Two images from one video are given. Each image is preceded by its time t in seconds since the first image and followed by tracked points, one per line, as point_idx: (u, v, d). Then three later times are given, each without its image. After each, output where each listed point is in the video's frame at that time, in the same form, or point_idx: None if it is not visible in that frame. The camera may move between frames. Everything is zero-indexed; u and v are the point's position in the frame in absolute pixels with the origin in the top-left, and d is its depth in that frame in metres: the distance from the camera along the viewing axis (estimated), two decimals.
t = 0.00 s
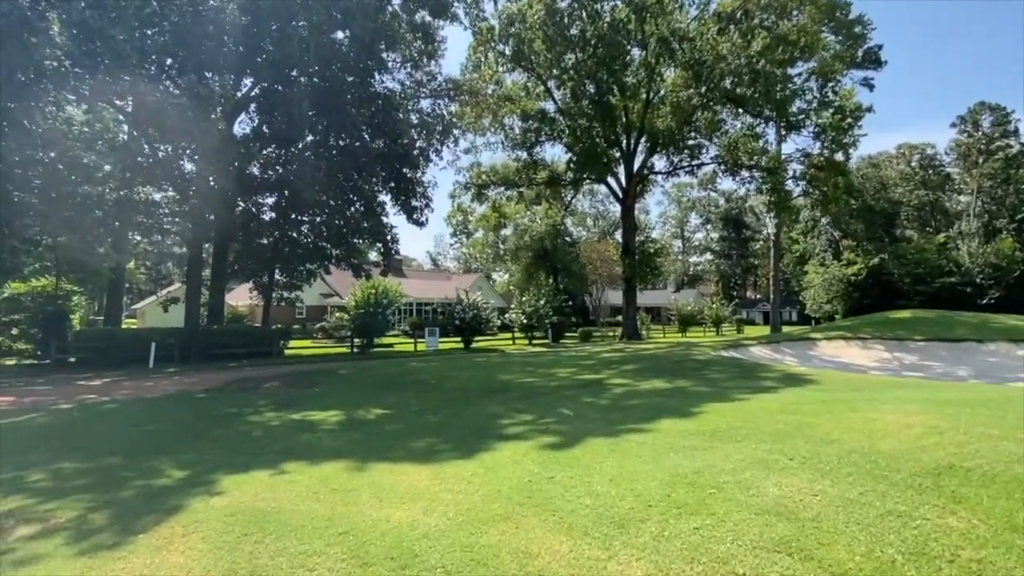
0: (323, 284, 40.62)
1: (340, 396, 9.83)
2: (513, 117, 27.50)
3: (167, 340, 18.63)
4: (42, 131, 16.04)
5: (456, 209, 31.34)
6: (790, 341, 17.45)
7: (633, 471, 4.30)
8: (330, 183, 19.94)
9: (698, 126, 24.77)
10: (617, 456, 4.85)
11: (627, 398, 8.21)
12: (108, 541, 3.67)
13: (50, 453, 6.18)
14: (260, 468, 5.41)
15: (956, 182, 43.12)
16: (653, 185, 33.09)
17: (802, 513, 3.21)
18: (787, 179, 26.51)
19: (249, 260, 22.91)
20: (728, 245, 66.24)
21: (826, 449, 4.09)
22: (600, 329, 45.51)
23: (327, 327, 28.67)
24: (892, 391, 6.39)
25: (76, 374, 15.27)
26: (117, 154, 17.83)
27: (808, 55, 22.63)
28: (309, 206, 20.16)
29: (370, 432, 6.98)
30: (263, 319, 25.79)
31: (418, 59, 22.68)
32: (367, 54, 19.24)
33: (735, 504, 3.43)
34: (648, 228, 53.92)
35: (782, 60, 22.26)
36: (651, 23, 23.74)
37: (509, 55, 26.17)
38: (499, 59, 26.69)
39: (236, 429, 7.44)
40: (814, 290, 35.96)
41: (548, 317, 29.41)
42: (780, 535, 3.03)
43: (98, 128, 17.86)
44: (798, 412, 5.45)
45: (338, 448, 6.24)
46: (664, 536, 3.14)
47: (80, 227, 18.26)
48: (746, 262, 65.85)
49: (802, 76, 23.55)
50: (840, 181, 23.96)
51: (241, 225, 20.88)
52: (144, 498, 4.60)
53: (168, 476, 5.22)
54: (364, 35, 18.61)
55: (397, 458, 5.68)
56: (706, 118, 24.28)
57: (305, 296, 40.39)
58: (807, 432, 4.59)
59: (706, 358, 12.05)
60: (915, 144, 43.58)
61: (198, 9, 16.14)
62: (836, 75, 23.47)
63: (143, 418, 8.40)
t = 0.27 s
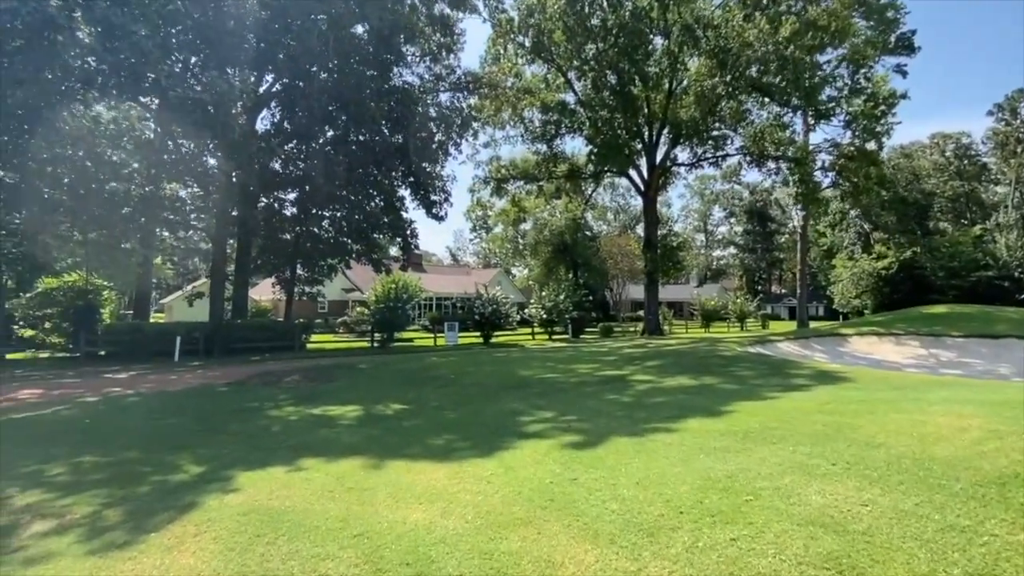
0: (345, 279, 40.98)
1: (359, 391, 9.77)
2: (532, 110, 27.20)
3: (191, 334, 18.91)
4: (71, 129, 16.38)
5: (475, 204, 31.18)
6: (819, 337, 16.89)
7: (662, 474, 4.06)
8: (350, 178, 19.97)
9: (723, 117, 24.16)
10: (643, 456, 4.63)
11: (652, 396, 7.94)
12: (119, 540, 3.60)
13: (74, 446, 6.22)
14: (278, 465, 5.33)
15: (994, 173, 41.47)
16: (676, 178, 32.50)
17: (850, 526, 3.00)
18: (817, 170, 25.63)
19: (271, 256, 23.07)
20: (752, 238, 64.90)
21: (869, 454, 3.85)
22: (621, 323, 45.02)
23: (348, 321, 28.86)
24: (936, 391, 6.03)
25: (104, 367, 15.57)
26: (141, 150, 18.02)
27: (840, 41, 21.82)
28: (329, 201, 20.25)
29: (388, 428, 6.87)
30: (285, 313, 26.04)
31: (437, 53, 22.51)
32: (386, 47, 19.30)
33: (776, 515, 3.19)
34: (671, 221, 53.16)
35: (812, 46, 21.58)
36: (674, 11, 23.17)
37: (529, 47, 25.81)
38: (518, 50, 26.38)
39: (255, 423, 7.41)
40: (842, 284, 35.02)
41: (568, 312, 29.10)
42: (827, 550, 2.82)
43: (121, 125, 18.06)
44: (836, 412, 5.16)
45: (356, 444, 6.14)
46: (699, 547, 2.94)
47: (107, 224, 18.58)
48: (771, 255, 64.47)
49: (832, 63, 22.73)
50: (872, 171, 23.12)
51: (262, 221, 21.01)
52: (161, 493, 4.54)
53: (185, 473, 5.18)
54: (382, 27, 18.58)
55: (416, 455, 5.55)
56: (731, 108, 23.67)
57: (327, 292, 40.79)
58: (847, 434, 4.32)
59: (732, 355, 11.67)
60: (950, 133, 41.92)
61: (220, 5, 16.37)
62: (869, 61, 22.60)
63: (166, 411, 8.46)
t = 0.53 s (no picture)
0: (360, 275, 41.14)
1: (373, 387, 9.61)
2: (548, 104, 26.92)
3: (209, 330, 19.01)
4: (89, 124, 16.47)
5: (490, 199, 30.95)
6: (845, 334, 16.37)
7: (691, 479, 3.79)
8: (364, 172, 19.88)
9: (743, 109, 23.62)
10: (669, 459, 4.35)
11: (674, 394, 7.65)
12: (120, 542, 3.45)
13: (84, 442, 6.13)
14: (288, 463, 5.16)
15: None
16: (694, 171, 31.94)
17: (910, 542, 2.72)
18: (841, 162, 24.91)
19: (287, 251, 23.11)
20: (771, 234, 63.72)
21: (901, 459, 3.68)
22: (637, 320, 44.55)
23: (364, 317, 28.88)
24: (982, 393, 5.67)
25: (123, 361, 15.67)
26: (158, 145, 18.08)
27: (866, 27, 21.12)
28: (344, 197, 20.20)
29: (401, 426, 6.68)
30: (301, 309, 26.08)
31: (451, 47, 22.30)
32: (400, 40, 19.22)
33: (821, 529, 2.92)
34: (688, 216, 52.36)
35: (838, 33, 20.92)
36: None
37: (544, 40, 25.50)
38: (533, 43, 26.07)
39: (267, 419, 7.29)
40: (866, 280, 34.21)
41: (584, 308, 28.78)
42: (886, 569, 2.55)
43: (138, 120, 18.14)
44: (876, 414, 4.84)
45: (368, 442, 5.95)
46: (741, 562, 2.69)
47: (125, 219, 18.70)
48: (791, 251, 63.24)
49: (858, 52, 22.03)
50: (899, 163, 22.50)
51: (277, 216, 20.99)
52: (167, 492, 4.39)
53: (194, 470, 5.03)
54: (396, 18, 18.47)
55: (429, 454, 5.34)
56: (752, 100, 23.09)
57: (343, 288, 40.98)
58: (881, 439, 4.10)
59: (755, 352, 11.29)
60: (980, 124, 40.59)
61: None
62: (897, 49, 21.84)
63: (180, 406, 8.38)
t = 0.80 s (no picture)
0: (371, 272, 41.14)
1: (382, 388, 9.42)
2: (560, 99, 26.63)
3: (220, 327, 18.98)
4: (98, 122, 16.43)
5: (501, 196, 30.70)
6: (867, 333, 15.90)
7: (720, 495, 3.51)
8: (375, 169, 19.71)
9: (760, 103, 23.17)
10: (694, 470, 4.08)
11: (692, 397, 7.35)
12: (112, 558, 3.26)
13: (87, 445, 5.99)
14: (293, 470, 4.97)
15: None
16: (708, 167, 31.47)
17: None
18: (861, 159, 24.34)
19: (298, 248, 23.05)
20: (786, 230, 62.76)
21: (974, 486, 3.32)
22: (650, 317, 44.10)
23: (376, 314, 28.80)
24: None
25: (134, 360, 15.65)
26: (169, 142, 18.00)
27: (889, 17, 20.55)
28: (355, 194, 20.05)
29: (410, 430, 6.47)
30: (312, 306, 26.03)
31: (461, 42, 22.05)
32: (410, 34, 19.06)
33: (870, 558, 2.64)
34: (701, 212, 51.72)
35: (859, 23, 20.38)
36: None
37: (556, 33, 25.19)
38: (545, 37, 25.80)
39: (274, 421, 7.12)
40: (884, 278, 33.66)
41: (596, 306, 28.40)
42: None
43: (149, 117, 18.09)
44: (917, 424, 4.52)
45: (376, 447, 5.74)
46: None
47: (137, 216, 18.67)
48: (806, 248, 62.25)
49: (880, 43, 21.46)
50: (920, 158, 22.10)
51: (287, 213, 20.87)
52: (165, 501, 4.21)
53: (195, 477, 4.85)
54: (404, 11, 18.35)
55: (439, 461, 5.11)
56: (769, 93, 22.60)
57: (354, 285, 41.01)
58: (934, 455, 3.76)
59: (775, 352, 10.92)
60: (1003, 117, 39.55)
61: None
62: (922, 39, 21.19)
63: (187, 406, 8.26)
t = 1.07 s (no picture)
0: (378, 270, 41.03)
1: (387, 388, 9.20)
2: (569, 94, 26.37)
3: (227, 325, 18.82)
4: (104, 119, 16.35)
5: (508, 192, 30.45)
6: (885, 332, 15.49)
7: (748, 510, 3.25)
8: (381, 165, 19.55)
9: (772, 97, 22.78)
10: (716, 480, 3.83)
11: (709, 399, 7.08)
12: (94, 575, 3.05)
13: (82, 448, 5.80)
14: (291, 476, 4.75)
15: None
16: (719, 162, 31.06)
17: None
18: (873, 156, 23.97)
19: (305, 246, 22.92)
20: (797, 227, 62.02)
21: None
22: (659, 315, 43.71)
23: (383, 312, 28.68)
24: None
25: (140, 358, 15.58)
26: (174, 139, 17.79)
27: (906, 8, 20.08)
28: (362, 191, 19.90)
29: (415, 432, 6.24)
30: (318, 304, 25.92)
31: (468, 37, 21.82)
32: (416, 28, 18.94)
33: None
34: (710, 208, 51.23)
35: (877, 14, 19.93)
36: None
37: (564, 27, 24.94)
38: (553, 32, 25.54)
39: (276, 422, 6.91)
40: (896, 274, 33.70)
41: (604, 304, 28.08)
42: None
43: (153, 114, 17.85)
44: (955, 433, 4.24)
45: (380, 451, 5.51)
46: None
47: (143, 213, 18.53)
48: (817, 244, 61.51)
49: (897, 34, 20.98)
50: (938, 152, 21.94)
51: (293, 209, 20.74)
52: (156, 510, 4.00)
53: (189, 484, 4.64)
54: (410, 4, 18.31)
55: (444, 467, 4.86)
56: (782, 87, 22.18)
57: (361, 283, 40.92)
58: (980, 470, 3.51)
59: (792, 352, 10.60)
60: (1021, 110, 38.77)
61: None
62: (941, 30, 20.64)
63: (188, 406, 8.08)
